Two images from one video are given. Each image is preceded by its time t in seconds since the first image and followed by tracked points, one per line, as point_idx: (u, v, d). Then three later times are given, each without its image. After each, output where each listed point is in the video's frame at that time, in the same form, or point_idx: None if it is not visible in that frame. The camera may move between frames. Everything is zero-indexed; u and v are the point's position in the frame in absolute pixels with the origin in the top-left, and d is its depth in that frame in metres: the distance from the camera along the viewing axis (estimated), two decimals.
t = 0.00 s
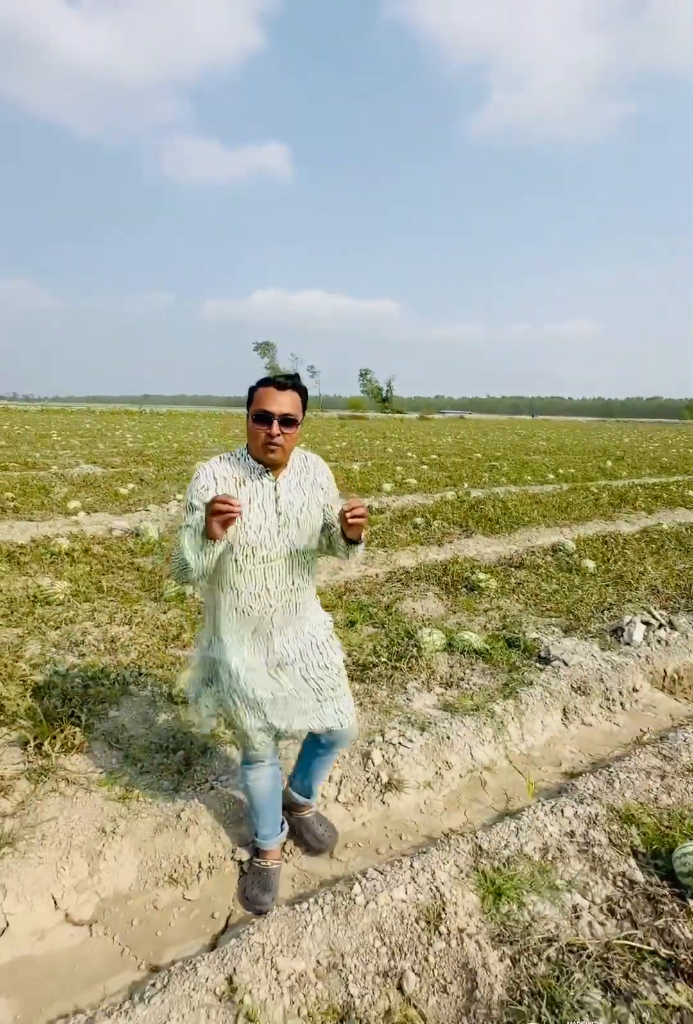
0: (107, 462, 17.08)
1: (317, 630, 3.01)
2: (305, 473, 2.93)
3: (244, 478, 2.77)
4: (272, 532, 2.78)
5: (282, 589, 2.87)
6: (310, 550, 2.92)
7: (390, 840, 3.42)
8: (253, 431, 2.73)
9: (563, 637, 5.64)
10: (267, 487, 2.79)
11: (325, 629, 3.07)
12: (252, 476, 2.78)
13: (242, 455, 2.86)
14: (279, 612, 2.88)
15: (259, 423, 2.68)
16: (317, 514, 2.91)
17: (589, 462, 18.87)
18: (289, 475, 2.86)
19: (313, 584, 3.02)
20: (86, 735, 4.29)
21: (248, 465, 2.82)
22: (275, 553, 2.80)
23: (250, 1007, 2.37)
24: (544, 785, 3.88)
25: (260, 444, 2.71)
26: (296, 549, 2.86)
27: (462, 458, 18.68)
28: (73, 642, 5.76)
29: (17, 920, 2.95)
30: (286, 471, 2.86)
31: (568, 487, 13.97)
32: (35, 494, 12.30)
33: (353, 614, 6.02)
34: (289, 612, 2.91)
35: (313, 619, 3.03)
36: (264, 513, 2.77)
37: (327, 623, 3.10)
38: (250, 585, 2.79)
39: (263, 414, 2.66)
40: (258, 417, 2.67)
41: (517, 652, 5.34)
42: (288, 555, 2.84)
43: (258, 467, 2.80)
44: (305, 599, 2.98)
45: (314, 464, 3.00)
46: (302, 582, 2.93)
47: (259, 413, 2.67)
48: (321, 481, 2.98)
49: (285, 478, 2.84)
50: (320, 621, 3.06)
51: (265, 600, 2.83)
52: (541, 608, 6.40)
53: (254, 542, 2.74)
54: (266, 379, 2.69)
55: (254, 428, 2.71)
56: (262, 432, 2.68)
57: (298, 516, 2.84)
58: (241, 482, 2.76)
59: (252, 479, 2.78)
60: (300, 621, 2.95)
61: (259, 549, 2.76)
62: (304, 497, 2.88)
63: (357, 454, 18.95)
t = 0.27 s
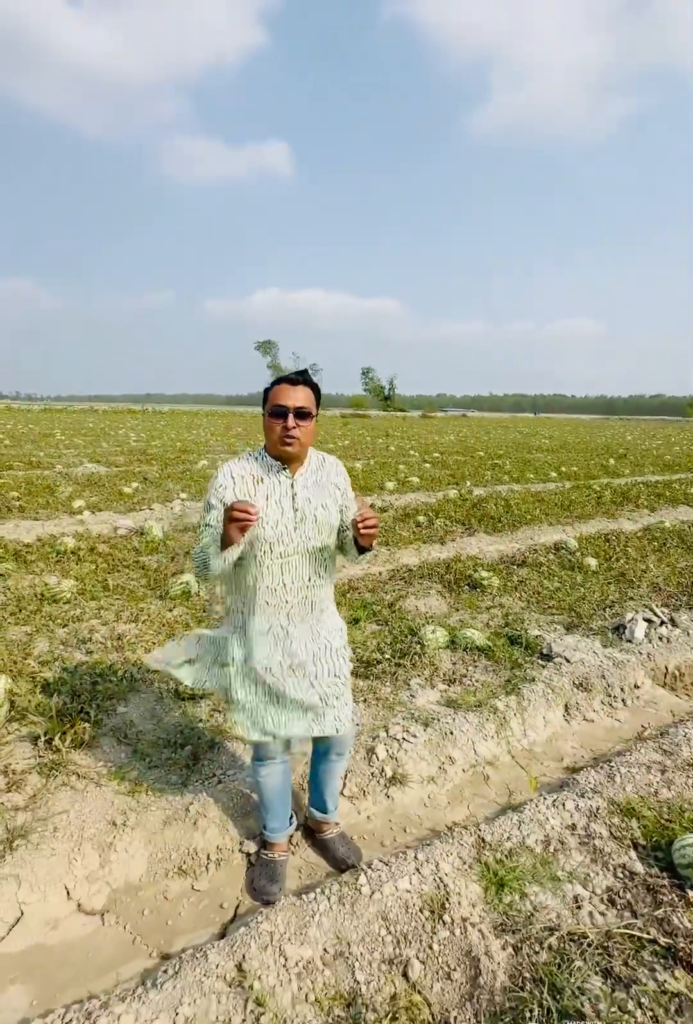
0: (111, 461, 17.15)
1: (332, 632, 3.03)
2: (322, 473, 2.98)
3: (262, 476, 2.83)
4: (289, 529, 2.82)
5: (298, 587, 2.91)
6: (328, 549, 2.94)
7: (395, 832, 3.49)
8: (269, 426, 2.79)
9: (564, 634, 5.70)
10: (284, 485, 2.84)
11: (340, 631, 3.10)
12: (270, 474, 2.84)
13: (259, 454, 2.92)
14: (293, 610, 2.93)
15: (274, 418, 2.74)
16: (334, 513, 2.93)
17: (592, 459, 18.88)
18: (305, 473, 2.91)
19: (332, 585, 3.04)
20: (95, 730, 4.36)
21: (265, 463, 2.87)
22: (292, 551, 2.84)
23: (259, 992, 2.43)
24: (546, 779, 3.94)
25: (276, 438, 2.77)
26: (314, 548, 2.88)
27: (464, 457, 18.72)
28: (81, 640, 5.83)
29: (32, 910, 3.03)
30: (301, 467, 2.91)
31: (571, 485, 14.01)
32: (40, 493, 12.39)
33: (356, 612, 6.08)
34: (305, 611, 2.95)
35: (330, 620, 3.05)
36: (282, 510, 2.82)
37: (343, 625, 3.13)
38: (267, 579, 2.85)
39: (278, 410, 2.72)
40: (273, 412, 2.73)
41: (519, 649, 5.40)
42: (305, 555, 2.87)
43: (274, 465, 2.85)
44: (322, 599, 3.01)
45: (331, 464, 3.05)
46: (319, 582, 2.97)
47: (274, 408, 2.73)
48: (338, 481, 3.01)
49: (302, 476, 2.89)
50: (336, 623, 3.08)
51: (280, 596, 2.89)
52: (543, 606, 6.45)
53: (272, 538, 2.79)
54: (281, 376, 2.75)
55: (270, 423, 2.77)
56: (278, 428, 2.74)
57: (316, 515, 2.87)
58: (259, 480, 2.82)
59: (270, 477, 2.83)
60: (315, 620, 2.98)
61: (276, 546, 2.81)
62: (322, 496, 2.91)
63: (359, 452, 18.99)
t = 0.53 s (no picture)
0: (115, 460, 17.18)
1: (347, 633, 3.03)
2: (343, 471, 2.98)
3: (283, 473, 2.83)
4: (309, 524, 2.82)
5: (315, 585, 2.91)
6: (346, 548, 2.95)
7: (398, 832, 3.50)
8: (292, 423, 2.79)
9: (567, 633, 5.71)
10: (305, 482, 2.84)
11: (354, 632, 3.10)
12: (291, 470, 2.84)
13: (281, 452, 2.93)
14: (310, 607, 2.92)
15: (297, 414, 2.74)
16: (354, 512, 2.93)
17: (595, 457, 18.82)
18: (327, 471, 2.90)
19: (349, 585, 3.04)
20: (99, 729, 4.38)
21: (287, 460, 2.87)
22: (310, 547, 2.84)
23: (263, 991, 2.45)
24: (549, 778, 3.95)
25: (299, 435, 2.77)
26: (332, 545, 2.89)
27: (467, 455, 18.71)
28: (85, 639, 5.85)
29: (37, 908, 3.05)
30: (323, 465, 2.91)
31: (574, 483, 13.98)
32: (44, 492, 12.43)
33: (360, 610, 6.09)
34: (321, 609, 2.95)
35: (345, 620, 3.05)
36: (302, 506, 2.82)
37: (357, 627, 3.13)
38: (285, 573, 2.86)
39: (301, 406, 2.73)
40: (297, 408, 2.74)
41: (522, 648, 5.40)
42: (323, 552, 2.87)
43: (296, 463, 2.85)
44: (339, 599, 3.01)
45: (352, 463, 3.04)
46: (336, 581, 2.97)
47: (297, 404, 2.73)
48: (359, 480, 3.02)
49: (324, 473, 2.88)
50: (350, 624, 3.08)
51: (297, 592, 2.89)
52: (546, 605, 6.45)
53: (291, 533, 2.80)
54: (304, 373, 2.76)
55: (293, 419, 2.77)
56: (300, 424, 2.74)
57: (335, 513, 2.88)
58: (280, 476, 2.82)
59: (291, 474, 2.83)
60: (330, 618, 2.97)
61: (295, 541, 2.81)
62: (342, 494, 2.90)
63: (362, 451, 19.00)
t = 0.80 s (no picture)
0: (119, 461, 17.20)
1: (359, 634, 2.97)
2: (365, 474, 2.90)
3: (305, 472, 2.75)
4: (327, 525, 2.72)
5: (331, 587, 2.81)
6: (364, 551, 2.85)
7: (402, 839, 3.46)
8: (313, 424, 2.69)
9: (574, 636, 5.65)
10: (327, 482, 2.75)
11: (367, 633, 3.02)
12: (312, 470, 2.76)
13: (302, 451, 2.85)
14: (324, 608, 2.83)
15: (319, 415, 2.65)
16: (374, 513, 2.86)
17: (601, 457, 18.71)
18: (347, 473, 2.82)
19: (366, 587, 2.95)
20: (102, 733, 4.36)
21: (309, 460, 2.79)
22: (328, 548, 2.74)
23: (265, 1004, 2.42)
24: (555, 785, 3.90)
25: (321, 436, 2.67)
26: (349, 547, 2.79)
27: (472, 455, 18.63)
28: (88, 642, 5.84)
29: (39, 916, 3.03)
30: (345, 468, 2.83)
31: (580, 483, 13.90)
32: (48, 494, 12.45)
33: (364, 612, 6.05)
34: (335, 611, 2.86)
35: (359, 621, 2.98)
36: (321, 506, 2.72)
37: (371, 628, 3.05)
38: (300, 571, 2.76)
39: (323, 407, 2.63)
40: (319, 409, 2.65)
41: (528, 651, 5.34)
42: (340, 554, 2.77)
43: (317, 464, 2.77)
44: (355, 601, 2.92)
45: (374, 465, 2.97)
46: (353, 583, 2.86)
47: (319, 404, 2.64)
48: (381, 484, 2.95)
49: (345, 475, 2.80)
50: (364, 626, 3.01)
51: (312, 593, 2.80)
52: (552, 607, 6.39)
53: (309, 533, 2.70)
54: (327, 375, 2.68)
55: (315, 421, 2.67)
56: (322, 425, 2.65)
57: (354, 514, 2.78)
58: (301, 476, 2.74)
59: (313, 473, 2.75)
60: (342, 620, 2.89)
61: (312, 542, 2.71)
62: (362, 495, 2.83)
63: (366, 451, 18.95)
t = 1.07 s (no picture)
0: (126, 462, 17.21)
1: (362, 643, 2.77)
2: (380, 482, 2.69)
3: (313, 475, 2.60)
4: (330, 533, 2.55)
5: (332, 594, 2.64)
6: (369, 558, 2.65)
7: (404, 851, 3.37)
8: (328, 440, 2.54)
9: (582, 641, 5.54)
10: (335, 488, 2.58)
11: (371, 643, 2.83)
12: (321, 475, 2.60)
13: (313, 453, 2.69)
14: (324, 614, 2.66)
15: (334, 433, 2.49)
16: (382, 526, 2.65)
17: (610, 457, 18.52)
18: (359, 481, 2.63)
19: (371, 595, 2.75)
20: (102, 739, 4.30)
21: (319, 466, 2.62)
22: (329, 555, 2.57)
23: None
24: (562, 795, 3.80)
25: (336, 454, 2.53)
26: (352, 555, 2.60)
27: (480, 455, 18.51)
28: (90, 645, 5.80)
29: (32, 928, 2.97)
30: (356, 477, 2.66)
31: (589, 483, 13.74)
32: (55, 494, 12.47)
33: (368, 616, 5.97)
34: (336, 618, 2.68)
35: (363, 630, 2.78)
36: (326, 514, 2.55)
37: (376, 637, 2.85)
38: (300, 566, 2.60)
39: (337, 425, 2.47)
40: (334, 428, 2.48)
41: (535, 657, 5.24)
42: (343, 560, 2.59)
43: (327, 472, 2.60)
44: (358, 609, 2.73)
45: (391, 473, 2.75)
46: (356, 591, 2.67)
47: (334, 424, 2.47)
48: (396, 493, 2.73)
49: (356, 485, 2.62)
50: (368, 636, 2.81)
51: (313, 594, 2.63)
52: (560, 611, 6.28)
53: (310, 538, 2.54)
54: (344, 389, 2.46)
55: (330, 438, 2.52)
56: (336, 444, 2.50)
57: (360, 522, 2.59)
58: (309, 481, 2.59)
59: (321, 479, 2.59)
60: (341, 623, 2.70)
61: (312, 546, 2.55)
62: (372, 504, 2.63)
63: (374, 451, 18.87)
